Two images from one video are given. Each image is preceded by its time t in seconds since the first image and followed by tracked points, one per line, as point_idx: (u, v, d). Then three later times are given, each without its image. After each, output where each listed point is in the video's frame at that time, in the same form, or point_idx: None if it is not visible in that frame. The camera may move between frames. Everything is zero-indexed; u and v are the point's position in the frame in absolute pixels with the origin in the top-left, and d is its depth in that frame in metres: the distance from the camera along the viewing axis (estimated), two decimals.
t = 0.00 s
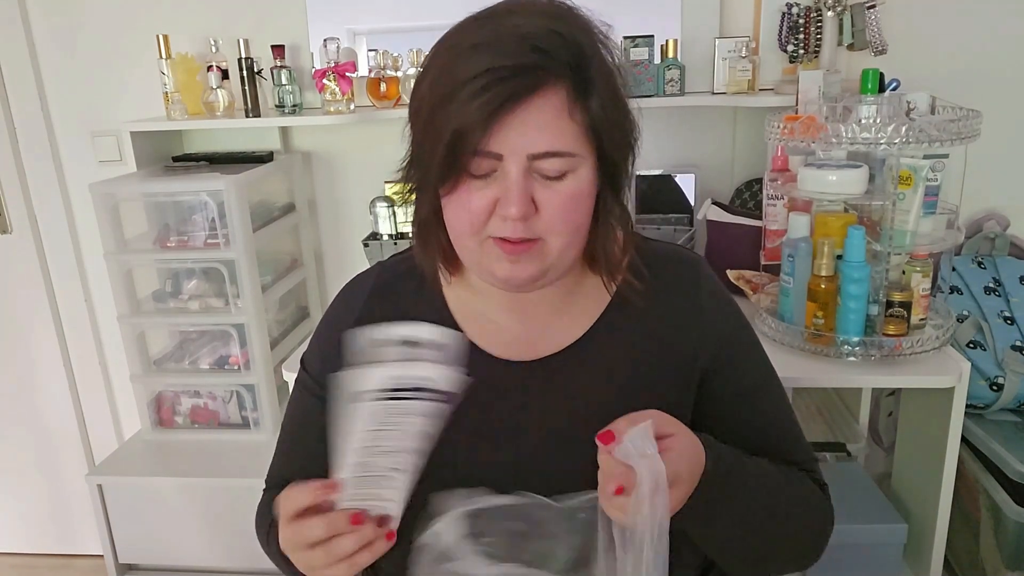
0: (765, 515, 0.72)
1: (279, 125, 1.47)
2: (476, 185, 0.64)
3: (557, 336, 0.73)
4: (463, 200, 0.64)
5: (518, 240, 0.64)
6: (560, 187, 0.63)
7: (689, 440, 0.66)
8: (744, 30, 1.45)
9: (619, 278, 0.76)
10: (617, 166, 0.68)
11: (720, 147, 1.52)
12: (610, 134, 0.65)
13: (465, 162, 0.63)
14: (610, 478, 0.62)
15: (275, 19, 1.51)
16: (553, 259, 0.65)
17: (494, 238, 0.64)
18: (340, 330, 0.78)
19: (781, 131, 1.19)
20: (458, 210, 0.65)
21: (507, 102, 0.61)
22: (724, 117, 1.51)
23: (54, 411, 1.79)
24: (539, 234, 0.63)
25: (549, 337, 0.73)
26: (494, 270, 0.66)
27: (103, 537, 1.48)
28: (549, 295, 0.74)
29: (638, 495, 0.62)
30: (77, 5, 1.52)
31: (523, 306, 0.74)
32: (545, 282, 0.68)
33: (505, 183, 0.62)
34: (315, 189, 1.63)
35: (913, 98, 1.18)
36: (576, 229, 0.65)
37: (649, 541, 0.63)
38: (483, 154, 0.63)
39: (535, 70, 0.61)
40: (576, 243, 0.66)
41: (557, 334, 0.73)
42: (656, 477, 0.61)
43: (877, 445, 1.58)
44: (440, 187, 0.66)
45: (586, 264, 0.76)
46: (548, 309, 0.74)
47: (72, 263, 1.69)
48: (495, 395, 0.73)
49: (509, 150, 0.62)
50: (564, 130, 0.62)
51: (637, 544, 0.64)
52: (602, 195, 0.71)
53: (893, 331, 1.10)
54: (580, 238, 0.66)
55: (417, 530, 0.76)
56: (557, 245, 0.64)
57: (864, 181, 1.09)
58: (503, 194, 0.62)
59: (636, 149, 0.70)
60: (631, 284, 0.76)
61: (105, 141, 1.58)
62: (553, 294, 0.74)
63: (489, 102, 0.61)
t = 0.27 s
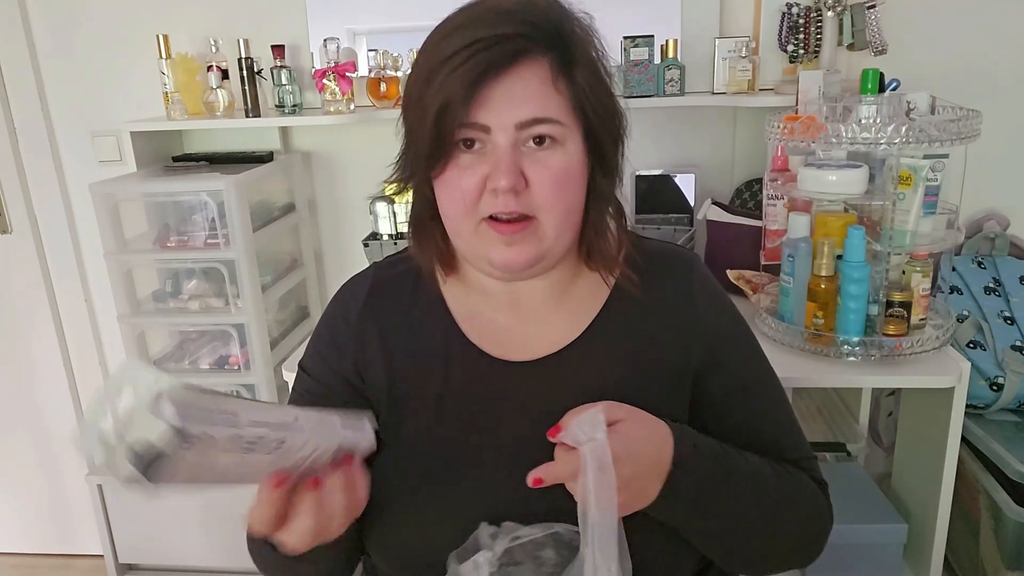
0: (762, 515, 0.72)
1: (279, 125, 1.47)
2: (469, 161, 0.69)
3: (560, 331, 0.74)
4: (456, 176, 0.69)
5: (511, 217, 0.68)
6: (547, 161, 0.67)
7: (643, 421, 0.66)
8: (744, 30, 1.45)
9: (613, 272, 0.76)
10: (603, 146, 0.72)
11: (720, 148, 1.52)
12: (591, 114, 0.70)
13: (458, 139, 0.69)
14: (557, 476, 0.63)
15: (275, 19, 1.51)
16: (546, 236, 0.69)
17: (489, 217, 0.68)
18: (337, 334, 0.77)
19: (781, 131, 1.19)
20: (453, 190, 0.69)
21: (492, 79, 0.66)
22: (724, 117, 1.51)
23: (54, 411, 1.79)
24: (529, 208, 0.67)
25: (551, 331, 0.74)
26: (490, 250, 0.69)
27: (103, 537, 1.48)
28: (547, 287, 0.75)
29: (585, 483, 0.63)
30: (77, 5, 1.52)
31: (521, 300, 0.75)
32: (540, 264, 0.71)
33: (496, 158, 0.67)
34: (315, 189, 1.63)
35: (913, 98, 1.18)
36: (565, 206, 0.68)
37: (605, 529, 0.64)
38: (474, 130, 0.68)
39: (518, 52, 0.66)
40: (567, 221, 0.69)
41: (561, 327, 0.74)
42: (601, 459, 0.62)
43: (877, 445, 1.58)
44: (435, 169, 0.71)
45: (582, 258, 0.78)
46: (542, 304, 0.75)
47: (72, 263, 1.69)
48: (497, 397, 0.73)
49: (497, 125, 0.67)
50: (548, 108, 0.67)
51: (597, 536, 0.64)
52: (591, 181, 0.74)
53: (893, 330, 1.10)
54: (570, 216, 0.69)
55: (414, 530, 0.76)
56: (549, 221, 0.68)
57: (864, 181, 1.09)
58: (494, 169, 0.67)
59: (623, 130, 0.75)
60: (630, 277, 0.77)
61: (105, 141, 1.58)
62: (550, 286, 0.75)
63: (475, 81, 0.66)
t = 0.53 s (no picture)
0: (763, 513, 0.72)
1: (279, 125, 1.47)
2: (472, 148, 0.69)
3: (562, 328, 0.74)
4: (460, 163, 0.69)
5: (516, 201, 0.67)
6: (551, 146, 0.68)
7: (643, 425, 0.67)
8: (744, 30, 1.45)
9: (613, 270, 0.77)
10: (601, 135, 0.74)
11: (720, 148, 1.52)
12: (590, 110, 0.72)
13: (461, 128, 0.70)
14: (559, 481, 0.62)
15: (275, 19, 1.51)
16: (552, 221, 0.68)
17: (493, 203, 0.68)
18: (337, 335, 0.77)
19: (781, 131, 1.19)
20: (457, 177, 0.69)
21: (492, 64, 0.68)
22: (724, 117, 1.51)
23: (54, 411, 1.79)
24: (536, 192, 0.67)
25: (553, 330, 0.75)
26: (495, 239, 0.68)
27: (103, 537, 1.48)
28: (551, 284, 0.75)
29: (586, 487, 0.63)
30: (77, 5, 1.52)
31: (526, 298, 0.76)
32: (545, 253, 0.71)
33: (500, 143, 0.68)
34: (315, 189, 1.63)
35: (913, 98, 1.18)
36: (570, 190, 0.68)
37: (607, 534, 0.64)
38: (478, 116, 0.69)
39: (520, 43, 0.69)
40: (573, 206, 0.69)
41: (562, 326, 0.75)
42: (602, 462, 0.62)
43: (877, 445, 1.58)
44: (438, 160, 0.71)
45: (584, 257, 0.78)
46: (546, 302, 0.75)
47: (73, 263, 1.69)
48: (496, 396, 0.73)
49: (499, 108, 0.68)
50: (550, 96, 0.68)
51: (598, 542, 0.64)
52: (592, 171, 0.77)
53: (893, 331, 1.10)
54: (576, 202, 0.69)
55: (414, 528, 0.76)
56: (554, 205, 0.68)
57: (864, 181, 1.09)
58: (498, 152, 0.67)
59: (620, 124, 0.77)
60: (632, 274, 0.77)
61: (105, 141, 1.58)
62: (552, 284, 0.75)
63: (479, 69, 0.67)
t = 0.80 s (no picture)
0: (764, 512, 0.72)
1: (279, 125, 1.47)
2: (479, 145, 0.69)
3: (574, 331, 0.75)
4: (467, 161, 0.69)
5: (524, 197, 0.67)
6: (558, 142, 0.68)
7: (654, 429, 0.67)
8: (744, 30, 1.46)
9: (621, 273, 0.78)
10: (609, 130, 0.75)
11: (720, 148, 1.52)
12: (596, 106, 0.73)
13: (468, 126, 0.70)
14: (570, 483, 0.63)
15: (275, 19, 1.51)
16: (559, 218, 0.68)
17: (500, 199, 0.67)
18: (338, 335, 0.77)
19: (781, 131, 1.19)
20: (463, 174, 0.69)
21: (499, 59, 0.68)
22: (723, 117, 1.51)
23: (54, 411, 1.79)
24: (543, 187, 0.67)
25: (564, 331, 0.75)
26: (502, 236, 0.68)
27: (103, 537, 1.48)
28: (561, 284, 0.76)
29: (596, 488, 0.63)
30: (78, 4, 1.52)
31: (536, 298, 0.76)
32: (552, 251, 0.71)
33: (508, 139, 0.68)
34: (316, 189, 1.63)
35: (913, 98, 1.18)
36: (578, 187, 0.68)
37: (617, 534, 0.65)
38: (485, 113, 0.69)
39: (525, 41, 0.69)
40: (580, 202, 0.69)
41: (572, 327, 0.75)
42: (611, 464, 0.63)
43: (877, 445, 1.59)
44: (444, 157, 0.71)
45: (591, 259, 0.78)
46: (557, 304, 0.76)
47: (73, 263, 1.69)
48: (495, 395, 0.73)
49: (506, 104, 0.68)
50: (556, 92, 0.69)
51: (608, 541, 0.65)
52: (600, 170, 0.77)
53: (893, 331, 1.10)
54: (583, 199, 0.69)
55: (414, 527, 0.76)
56: (562, 201, 0.68)
57: (863, 181, 1.09)
58: (505, 148, 0.67)
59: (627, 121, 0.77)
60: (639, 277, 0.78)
61: (105, 141, 1.58)
62: (561, 284, 0.76)
63: (485, 67, 0.68)
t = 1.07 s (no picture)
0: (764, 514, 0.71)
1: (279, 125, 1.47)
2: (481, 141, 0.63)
3: (587, 332, 0.75)
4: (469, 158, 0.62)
5: (531, 192, 0.62)
6: (564, 136, 0.64)
7: (662, 432, 0.67)
8: (744, 30, 1.45)
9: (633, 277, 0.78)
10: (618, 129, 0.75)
11: (720, 148, 1.52)
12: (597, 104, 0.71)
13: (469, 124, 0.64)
14: (581, 485, 0.62)
15: (275, 19, 1.51)
16: (568, 215, 0.64)
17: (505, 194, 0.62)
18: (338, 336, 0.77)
19: (781, 131, 1.19)
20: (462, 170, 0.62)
21: (500, 56, 0.66)
22: (723, 117, 1.51)
23: (54, 411, 1.79)
24: (551, 182, 0.63)
25: (577, 332, 0.75)
26: (507, 235, 0.63)
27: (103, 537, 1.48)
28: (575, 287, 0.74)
29: (607, 490, 0.63)
30: (77, 4, 1.52)
31: (549, 303, 0.74)
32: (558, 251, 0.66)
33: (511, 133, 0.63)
34: (316, 189, 1.63)
35: (913, 98, 1.18)
36: (586, 182, 0.65)
37: (627, 537, 0.64)
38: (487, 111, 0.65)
39: (525, 39, 0.67)
40: (588, 200, 0.65)
41: (585, 328, 0.75)
42: (622, 465, 0.62)
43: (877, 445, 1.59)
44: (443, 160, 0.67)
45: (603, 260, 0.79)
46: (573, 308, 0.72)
47: (72, 264, 1.69)
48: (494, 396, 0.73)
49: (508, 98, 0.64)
50: (559, 87, 0.66)
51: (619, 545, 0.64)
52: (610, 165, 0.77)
53: (893, 331, 1.10)
54: (591, 196, 0.65)
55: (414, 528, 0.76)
56: (571, 197, 0.64)
57: (863, 181, 1.09)
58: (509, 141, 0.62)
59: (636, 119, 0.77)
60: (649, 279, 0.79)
61: (105, 141, 1.58)
62: (574, 289, 0.73)
63: (484, 67, 0.66)
